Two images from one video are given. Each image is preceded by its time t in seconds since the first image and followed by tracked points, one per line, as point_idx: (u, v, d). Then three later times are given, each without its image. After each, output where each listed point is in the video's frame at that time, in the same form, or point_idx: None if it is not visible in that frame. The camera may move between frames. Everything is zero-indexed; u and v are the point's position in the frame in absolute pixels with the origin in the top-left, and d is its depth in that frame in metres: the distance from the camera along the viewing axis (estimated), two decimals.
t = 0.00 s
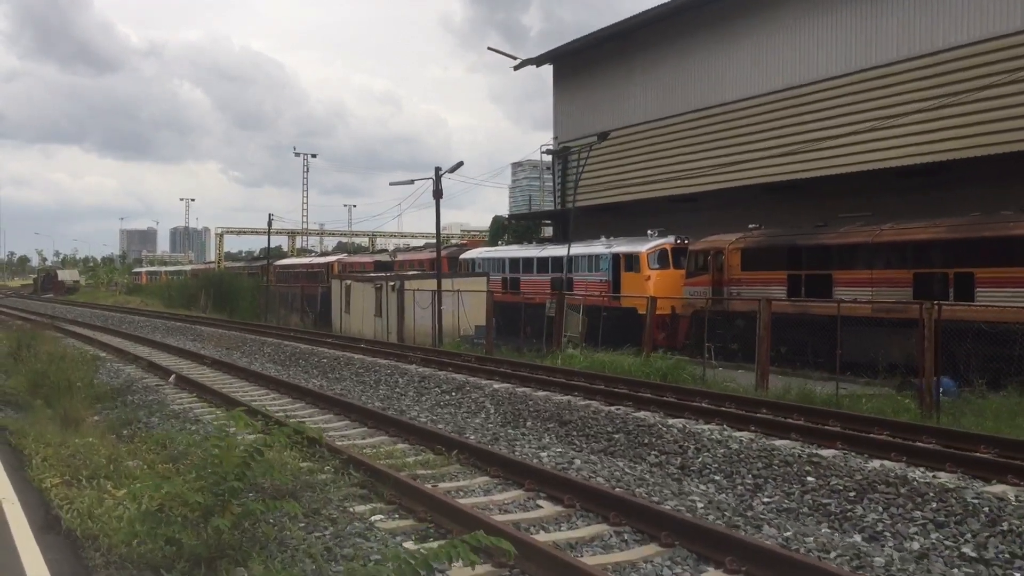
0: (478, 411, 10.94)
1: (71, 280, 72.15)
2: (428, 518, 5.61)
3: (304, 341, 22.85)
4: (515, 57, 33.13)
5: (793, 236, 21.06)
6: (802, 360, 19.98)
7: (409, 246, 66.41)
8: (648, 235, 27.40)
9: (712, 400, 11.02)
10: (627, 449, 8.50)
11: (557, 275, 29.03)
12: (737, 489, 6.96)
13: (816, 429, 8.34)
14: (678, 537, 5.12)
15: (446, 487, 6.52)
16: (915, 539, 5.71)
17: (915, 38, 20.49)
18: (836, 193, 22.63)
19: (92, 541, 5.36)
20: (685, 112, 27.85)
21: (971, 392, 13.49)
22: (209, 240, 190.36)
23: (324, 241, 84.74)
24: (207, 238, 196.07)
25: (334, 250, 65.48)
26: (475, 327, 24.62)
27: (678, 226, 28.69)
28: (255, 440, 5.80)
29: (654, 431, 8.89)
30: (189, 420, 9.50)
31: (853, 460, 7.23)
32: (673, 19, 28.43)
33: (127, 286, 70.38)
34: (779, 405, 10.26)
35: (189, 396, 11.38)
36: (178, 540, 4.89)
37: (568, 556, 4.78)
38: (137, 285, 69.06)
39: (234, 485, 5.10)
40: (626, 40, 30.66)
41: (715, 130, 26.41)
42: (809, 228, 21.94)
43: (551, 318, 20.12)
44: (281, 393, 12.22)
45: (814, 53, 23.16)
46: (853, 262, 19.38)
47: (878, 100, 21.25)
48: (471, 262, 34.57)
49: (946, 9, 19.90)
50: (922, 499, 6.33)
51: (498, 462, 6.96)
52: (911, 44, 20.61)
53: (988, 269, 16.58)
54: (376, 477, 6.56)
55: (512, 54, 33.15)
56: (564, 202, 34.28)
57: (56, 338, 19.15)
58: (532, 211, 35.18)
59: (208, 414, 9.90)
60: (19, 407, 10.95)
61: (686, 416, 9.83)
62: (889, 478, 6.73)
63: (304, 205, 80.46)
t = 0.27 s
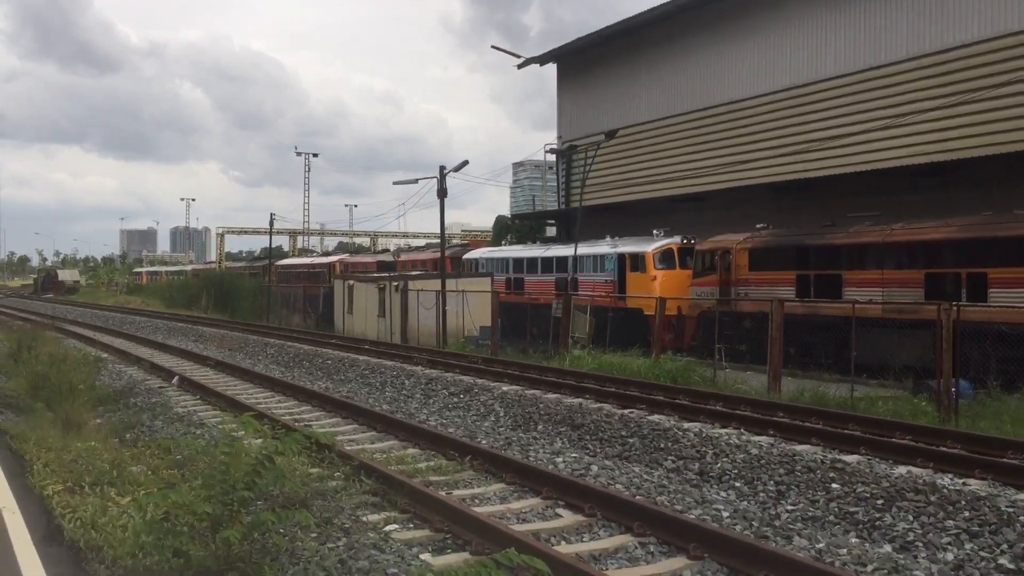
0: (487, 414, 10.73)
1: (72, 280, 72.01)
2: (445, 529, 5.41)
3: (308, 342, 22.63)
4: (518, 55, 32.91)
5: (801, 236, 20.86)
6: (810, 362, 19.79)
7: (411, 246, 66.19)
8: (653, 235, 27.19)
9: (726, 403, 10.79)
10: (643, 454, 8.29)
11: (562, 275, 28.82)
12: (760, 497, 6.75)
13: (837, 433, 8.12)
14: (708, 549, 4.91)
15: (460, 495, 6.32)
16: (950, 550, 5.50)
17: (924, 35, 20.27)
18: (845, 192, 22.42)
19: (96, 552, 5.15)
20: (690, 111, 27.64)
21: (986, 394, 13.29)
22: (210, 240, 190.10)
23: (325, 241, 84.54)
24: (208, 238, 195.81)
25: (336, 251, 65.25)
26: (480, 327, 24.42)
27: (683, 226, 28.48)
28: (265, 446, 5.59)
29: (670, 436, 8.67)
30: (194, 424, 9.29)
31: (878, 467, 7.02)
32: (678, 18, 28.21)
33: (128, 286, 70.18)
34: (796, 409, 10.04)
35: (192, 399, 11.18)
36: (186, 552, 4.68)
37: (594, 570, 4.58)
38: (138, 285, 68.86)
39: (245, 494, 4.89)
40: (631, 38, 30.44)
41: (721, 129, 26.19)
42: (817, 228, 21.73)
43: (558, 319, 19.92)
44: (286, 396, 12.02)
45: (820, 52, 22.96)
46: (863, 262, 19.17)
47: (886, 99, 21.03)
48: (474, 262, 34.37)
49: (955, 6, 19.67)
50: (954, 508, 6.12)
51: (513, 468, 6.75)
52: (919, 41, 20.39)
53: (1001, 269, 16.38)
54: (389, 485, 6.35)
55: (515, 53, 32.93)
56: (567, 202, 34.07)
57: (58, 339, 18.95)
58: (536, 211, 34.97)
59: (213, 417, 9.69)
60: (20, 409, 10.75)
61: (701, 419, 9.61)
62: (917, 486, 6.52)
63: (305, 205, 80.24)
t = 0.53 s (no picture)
0: (500, 415, 10.51)
1: (72, 278, 71.79)
2: (471, 536, 5.20)
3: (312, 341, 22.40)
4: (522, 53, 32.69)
5: (811, 234, 20.66)
6: (820, 361, 19.58)
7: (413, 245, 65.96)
8: (659, 233, 26.98)
9: (744, 404, 10.57)
10: (664, 456, 8.07)
11: (567, 274, 28.61)
12: (790, 502, 6.54)
13: (864, 435, 7.91)
14: (749, 559, 4.71)
15: (483, 499, 6.10)
16: (994, 558, 5.30)
17: (934, 32, 20.04)
18: (854, 190, 22.21)
19: (109, 560, 4.94)
20: (697, 109, 27.42)
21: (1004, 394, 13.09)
22: (210, 239, 189.89)
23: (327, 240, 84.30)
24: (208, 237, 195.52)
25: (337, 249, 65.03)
26: (485, 326, 24.20)
27: (690, 224, 28.27)
28: (282, 450, 5.39)
29: (691, 438, 8.45)
30: (202, 425, 9.07)
31: (912, 472, 6.80)
32: (684, 15, 27.99)
33: (128, 284, 69.93)
34: (818, 410, 9.82)
35: (199, 399, 10.98)
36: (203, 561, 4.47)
37: None
38: (138, 284, 68.61)
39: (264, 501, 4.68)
40: (636, 36, 30.21)
41: (728, 126, 25.97)
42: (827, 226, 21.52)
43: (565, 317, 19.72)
44: (294, 396, 11.80)
45: (828, 49, 22.74)
46: (874, 261, 18.97)
47: (897, 96, 20.81)
48: (478, 261, 34.16)
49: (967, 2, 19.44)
50: (995, 515, 5.92)
51: (536, 471, 6.53)
52: (930, 38, 20.17)
53: (1015, 268, 16.17)
54: (409, 489, 6.14)
55: (519, 50, 32.71)
56: (572, 200, 33.86)
57: (61, 338, 18.73)
58: (540, 209, 34.75)
59: (221, 418, 9.47)
60: (24, 409, 10.55)
61: (721, 421, 9.39)
62: (955, 492, 6.31)
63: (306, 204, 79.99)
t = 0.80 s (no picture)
0: (516, 420, 10.27)
1: (72, 279, 71.53)
2: (504, 551, 4.96)
3: (317, 343, 22.16)
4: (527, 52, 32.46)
5: (822, 235, 20.42)
6: (832, 363, 19.37)
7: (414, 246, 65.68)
8: (666, 234, 26.75)
9: (765, 408, 10.33)
10: (690, 463, 7.83)
11: (573, 275, 28.38)
12: (827, 512, 6.30)
13: (896, 441, 7.67)
14: None
15: (510, 510, 5.87)
16: None
17: (947, 30, 19.81)
18: (864, 191, 21.99)
19: None
20: (704, 108, 27.19)
21: None
22: (209, 240, 189.55)
23: (327, 241, 84.06)
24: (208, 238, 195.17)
25: (338, 250, 64.75)
26: (492, 327, 23.97)
27: (697, 225, 28.04)
28: (305, 460, 5.16)
29: (717, 444, 8.21)
30: (213, 430, 8.84)
31: (952, 482, 6.56)
32: (690, 14, 27.77)
33: (128, 285, 69.62)
34: (844, 415, 9.58)
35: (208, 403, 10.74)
36: None
37: None
38: (139, 284, 68.32)
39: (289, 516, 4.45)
40: (643, 34, 30.00)
41: (736, 126, 25.74)
42: (838, 226, 21.29)
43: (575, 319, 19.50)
44: (303, 400, 11.55)
45: (838, 48, 22.51)
46: (887, 262, 18.74)
47: (908, 95, 20.58)
48: (482, 262, 33.92)
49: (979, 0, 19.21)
50: None
51: (563, 481, 6.29)
52: (942, 36, 19.93)
53: None
54: (433, 501, 5.89)
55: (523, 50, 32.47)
56: (577, 200, 33.62)
57: (64, 339, 18.50)
58: (545, 210, 34.51)
59: (232, 423, 9.24)
60: (29, 413, 10.32)
61: (745, 426, 9.15)
62: (1001, 504, 6.09)
63: (307, 204, 79.71)
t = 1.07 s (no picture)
0: (527, 421, 10.07)
1: (74, 278, 71.37)
2: (529, 560, 4.76)
3: (321, 342, 21.95)
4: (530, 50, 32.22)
5: (831, 232, 20.21)
6: (842, 362, 19.17)
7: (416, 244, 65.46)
8: (672, 231, 26.53)
9: (781, 407, 10.12)
10: (709, 465, 7.63)
11: (578, 273, 28.18)
12: (856, 516, 6.10)
13: (922, 442, 7.47)
14: None
15: (530, 515, 5.67)
16: None
17: (957, 25, 19.59)
18: (873, 188, 21.78)
19: None
20: (709, 105, 26.97)
21: None
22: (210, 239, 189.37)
23: (328, 239, 83.83)
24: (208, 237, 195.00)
25: (340, 249, 64.55)
26: (497, 326, 23.77)
27: (703, 222, 27.84)
28: (318, 465, 4.96)
29: (736, 445, 8.00)
30: (220, 432, 8.64)
31: (984, 486, 6.37)
32: (696, 10, 27.55)
33: (129, 284, 69.39)
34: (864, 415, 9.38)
35: (213, 404, 10.53)
36: None
37: None
38: (140, 284, 68.08)
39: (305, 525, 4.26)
40: (647, 30, 29.78)
41: (742, 123, 25.53)
42: (846, 223, 21.08)
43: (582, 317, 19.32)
44: (310, 400, 11.35)
45: (845, 43, 22.29)
46: (898, 259, 18.54)
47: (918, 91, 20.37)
48: (486, 260, 33.71)
49: None
50: None
51: (583, 485, 6.09)
52: (952, 31, 19.71)
53: None
54: (451, 506, 5.69)
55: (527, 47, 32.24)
56: (581, 198, 33.41)
57: (66, 339, 18.30)
58: (548, 208, 34.31)
59: (238, 424, 9.04)
60: (31, 415, 10.12)
61: (762, 426, 8.95)
62: None
63: (308, 203, 79.48)
